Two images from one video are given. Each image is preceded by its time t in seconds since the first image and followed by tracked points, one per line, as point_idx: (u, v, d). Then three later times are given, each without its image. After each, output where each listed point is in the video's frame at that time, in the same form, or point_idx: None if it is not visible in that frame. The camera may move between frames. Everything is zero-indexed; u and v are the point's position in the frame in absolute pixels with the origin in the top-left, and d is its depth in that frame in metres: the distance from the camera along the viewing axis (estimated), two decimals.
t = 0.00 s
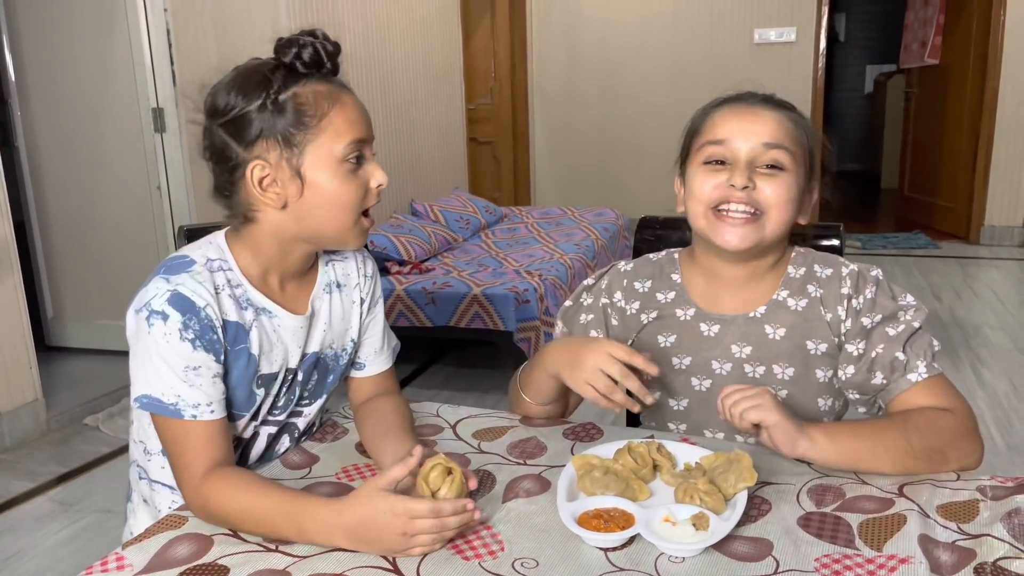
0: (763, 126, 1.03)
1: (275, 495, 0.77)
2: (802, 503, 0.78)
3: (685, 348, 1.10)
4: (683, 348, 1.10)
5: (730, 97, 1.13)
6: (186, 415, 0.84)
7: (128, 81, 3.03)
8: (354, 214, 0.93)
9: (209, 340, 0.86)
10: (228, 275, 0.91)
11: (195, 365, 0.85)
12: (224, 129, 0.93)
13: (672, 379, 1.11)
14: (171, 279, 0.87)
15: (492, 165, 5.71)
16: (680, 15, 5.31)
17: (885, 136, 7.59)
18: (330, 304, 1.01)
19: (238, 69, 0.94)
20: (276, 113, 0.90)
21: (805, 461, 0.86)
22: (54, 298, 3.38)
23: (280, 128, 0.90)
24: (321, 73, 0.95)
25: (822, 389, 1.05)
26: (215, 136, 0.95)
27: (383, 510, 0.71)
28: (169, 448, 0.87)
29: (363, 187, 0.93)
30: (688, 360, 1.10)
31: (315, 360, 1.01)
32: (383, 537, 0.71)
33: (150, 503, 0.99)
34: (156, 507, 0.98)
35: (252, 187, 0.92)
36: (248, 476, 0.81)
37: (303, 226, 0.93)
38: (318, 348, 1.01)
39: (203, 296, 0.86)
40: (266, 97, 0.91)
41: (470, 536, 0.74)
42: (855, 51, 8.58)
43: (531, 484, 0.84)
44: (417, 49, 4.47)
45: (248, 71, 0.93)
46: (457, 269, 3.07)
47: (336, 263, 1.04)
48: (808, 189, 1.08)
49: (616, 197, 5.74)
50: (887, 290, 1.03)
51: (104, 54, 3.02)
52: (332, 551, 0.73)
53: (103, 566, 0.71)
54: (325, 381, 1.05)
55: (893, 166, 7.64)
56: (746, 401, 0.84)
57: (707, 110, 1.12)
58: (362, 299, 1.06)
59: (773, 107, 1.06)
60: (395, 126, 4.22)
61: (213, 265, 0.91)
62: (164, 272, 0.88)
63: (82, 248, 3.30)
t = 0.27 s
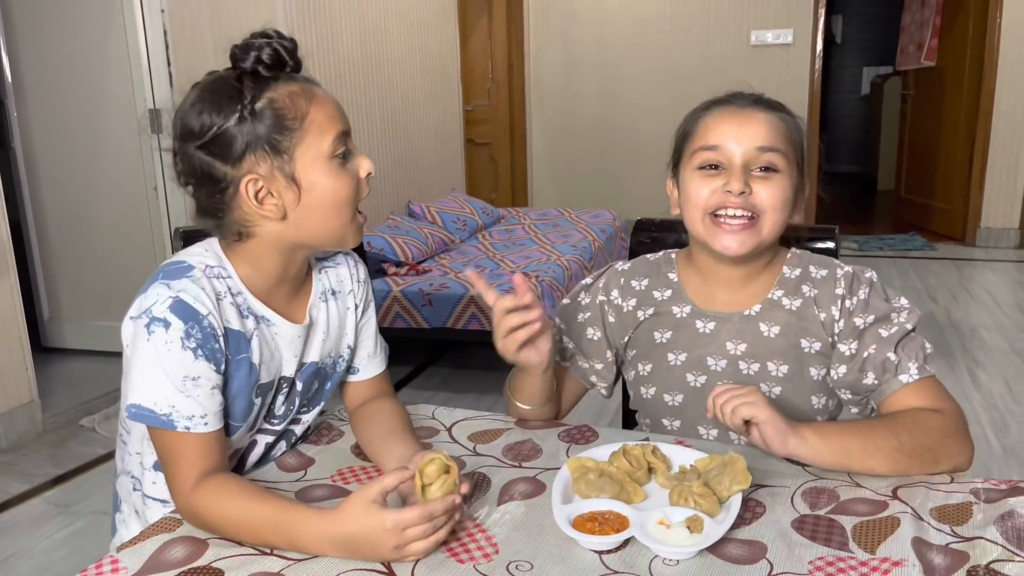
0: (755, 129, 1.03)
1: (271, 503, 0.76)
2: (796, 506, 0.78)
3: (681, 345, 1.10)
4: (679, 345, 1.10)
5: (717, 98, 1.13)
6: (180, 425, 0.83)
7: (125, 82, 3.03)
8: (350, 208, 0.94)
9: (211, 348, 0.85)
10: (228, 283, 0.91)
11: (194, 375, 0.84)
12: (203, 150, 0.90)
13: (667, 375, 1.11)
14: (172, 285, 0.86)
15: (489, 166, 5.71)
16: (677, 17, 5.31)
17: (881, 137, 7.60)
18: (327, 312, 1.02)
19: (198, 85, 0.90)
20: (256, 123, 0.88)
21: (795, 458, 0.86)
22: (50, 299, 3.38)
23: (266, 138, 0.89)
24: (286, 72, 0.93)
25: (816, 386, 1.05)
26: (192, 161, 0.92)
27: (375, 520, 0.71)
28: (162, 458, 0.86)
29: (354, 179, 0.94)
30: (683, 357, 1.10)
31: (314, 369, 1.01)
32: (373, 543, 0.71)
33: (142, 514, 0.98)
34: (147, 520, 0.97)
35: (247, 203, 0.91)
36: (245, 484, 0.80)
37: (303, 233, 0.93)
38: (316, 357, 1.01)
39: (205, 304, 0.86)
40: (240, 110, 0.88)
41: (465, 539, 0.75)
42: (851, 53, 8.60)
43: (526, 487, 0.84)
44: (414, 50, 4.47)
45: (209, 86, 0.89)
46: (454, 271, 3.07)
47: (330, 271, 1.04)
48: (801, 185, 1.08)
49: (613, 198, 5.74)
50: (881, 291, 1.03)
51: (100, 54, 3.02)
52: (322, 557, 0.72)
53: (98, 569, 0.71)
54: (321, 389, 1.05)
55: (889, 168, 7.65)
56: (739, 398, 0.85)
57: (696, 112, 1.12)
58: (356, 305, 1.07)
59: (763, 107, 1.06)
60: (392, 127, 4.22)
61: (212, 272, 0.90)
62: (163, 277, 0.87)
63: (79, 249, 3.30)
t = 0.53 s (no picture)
0: (745, 129, 1.02)
1: (261, 502, 0.77)
2: (791, 507, 0.78)
3: (674, 343, 1.10)
4: (673, 344, 1.10)
5: (706, 97, 1.12)
6: (165, 436, 0.83)
7: (122, 82, 3.02)
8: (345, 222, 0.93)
9: (196, 358, 0.85)
10: (215, 294, 0.91)
11: (179, 386, 0.83)
12: (186, 169, 0.86)
13: (660, 374, 1.11)
14: (156, 293, 0.85)
15: (487, 166, 5.71)
16: (674, 18, 5.31)
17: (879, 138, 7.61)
18: (318, 323, 1.01)
19: (175, 102, 0.86)
20: (246, 144, 0.85)
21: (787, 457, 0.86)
22: (46, 299, 3.37)
23: (258, 159, 0.86)
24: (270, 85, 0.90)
25: (808, 384, 1.05)
26: (176, 183, 0.88)
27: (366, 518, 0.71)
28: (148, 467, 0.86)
29: (346, 194, 0.93)
30: (677, 355, 1.09)
31: (307, 382, 1.00)
32: (360, 541, 0.71)
33: (132, 519, 0.97)
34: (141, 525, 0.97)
35: (239, 225, 0.89)
36: (232, 486, 0.80)
37: (297, 248, 0.92)
38: (309, 370, 1.00)
39: (189, 313, 0.85)
40: (228, 131, 0.85)
41: (460, 539, 0.75)
42: (849, 54, 8.61)
43: (522, 488, 0.84)
44: (412, 51, 4.47)
45: (193, 99, 0.85)
46: (451, 271, 3.06)
47: (321, 281, 1.04)
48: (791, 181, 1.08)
49: (611, 199, 5.74)
50: (872, 290, 1.04)
51: (97, 54, 3.02)
52: (314, 558, 0.72)
53: (92, 570, 0.71)
54: (319, 401, 1.04)
55: (887, 169, 7.66)
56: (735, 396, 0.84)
57: (686, 112, 1.11)
58: (348, 313, 1.06)
59: (751, 107, 1.05)
60: (389, 127, 4.21)
61: (196, 281, 0.90)
62: (146, 285, 0.87)
63: (75, 249, 3.29)
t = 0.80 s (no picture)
0: (739, 128, 1.02)
1: (257, 501, 0.76)
2: (794, 504, 0.78)
3: (679, 335, 1.10)
4: (678, 335, 1.10)
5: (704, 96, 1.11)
6: (157, 440, 0.82)
7: (121, 81, 3.02)
8: (321, 212, 0.92)
9: (185, 362, 0.84)
10: (204, 294, 0.90)
11: (169, 390, 0.83)
12: (146, 172, 0.85)
13: (665, 365, 1.11)
14: (143, 296, 0.85)
15: (486, 166, 5.71)
16: (674, 18, 5.31)
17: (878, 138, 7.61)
18: (313, 325, 1.00)
19: (132, 102, 0.84)
20: (204, 139, 0.84)
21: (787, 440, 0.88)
22: (45, 298, 3.37)
23: (219, 153, 0.85)
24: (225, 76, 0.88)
25: (813, 374, 1.05)
26: (139, 188, 0.87)
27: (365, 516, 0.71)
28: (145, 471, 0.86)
29: (317, 181, 0.91)
30: (682, 347, 1.10)
31: (304, 383, 0.99)
32: (355, 542, 0.70)
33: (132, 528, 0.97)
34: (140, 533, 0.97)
35: (207, 222, 0.88)
36: (229, 484, 0.81)
37: (271, 241, 0.90)
38: (305, 371, 0.99)
39: (177, 316, 0.85)
40: (184, 129, 0.83)
41: (462, 539, 0.74)
42: (848, 53, 8.61)
43: (524, 485, 0.84)
44: (411, 50, 4.47)
45: (148, 100, 0.83)
46: (451, 270, 3.06)
47: (314, 280, 1.03)
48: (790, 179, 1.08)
49: (611, 199, 5.74)
50: (873, 283, 1.04)
51: (96, 52, 3.01)
52: (315, 556, 0.72)
53: (93, 568, 0.71)
54: (318, 399, 1.03)
55: (886, 169, 7.67)
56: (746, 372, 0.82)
57: (686, 111, 1.11)
58: (343, 315, 1.05)
59: (745, 104, 1.05)
60: (389, 127, 4.21)
61: (185, 282, 0.89)
62: (134, 288, 0.87)
63: (74, 248, 3.29)
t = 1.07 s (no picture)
0: (723, 132, 1.01)
1: (252, 501, 0.76)
2: (792, 502, 0.78)
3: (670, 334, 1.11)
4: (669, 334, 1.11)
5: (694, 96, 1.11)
6: (148, 433, 0.82)
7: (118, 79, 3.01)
8: (268, 170, 0.91)
9: (170, 351, 0.84)
10: (181, 280, 0.89)
11: (157, 381, 0.82)
12: (91, 161, 0.88)
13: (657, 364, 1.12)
14: (123, 289, 0.84)
15: (486, 164, 5.71)
16: (672, 16, 5.31)
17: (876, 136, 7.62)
18: (294, 309, 1.00)
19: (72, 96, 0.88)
20: (137, 112, 0.86)
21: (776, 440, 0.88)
22: (44, 297, 3.36)
23: (153, 123, 0.87)
24: (151, 57, 0.90)
25: (807, 373, 1.04)
26: (91, 174, 0.89)
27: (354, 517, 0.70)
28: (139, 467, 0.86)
29: (259, 141, 0.91)
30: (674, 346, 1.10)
31: (287, 368, 0.99)
32: (353, 543, 0.70)
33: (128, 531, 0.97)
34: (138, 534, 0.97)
35: (160, 195, 0.89)
36: (224, 482, 0.80)
37: (224, 208, 0.91)
38: (287, 356, 0.99)
39: (159, 306, 0.84)
40: (111, 106, 0.86)
41: (460, 539, 0.74)
42: (846, 52, 8.62)
43: (521, 482, 0.84)
44: (409, 49, 4.46)
45: (82, 91, 0.87)
46: (449, 269, 3.06)
47: (293, 267, 1.03)
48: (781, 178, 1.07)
49: (610, 197, 5.74)
50: (866, 280, 1.04)
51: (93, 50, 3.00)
52: (309, 555, 0.72)
53: (89, 566, 0.70)
54: (304, 386, 1.03)
55: (885, 167, 7.67)
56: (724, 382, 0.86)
57: (678, 111, 1.10)
58: (326, 302, 1.05)
59: (726, 105, 1.04)
60: (387, 125, 4.21)
61: (163, 271, 0.88)
62: (112, 283, 0.85)
63: (72, 246, 3.28)
